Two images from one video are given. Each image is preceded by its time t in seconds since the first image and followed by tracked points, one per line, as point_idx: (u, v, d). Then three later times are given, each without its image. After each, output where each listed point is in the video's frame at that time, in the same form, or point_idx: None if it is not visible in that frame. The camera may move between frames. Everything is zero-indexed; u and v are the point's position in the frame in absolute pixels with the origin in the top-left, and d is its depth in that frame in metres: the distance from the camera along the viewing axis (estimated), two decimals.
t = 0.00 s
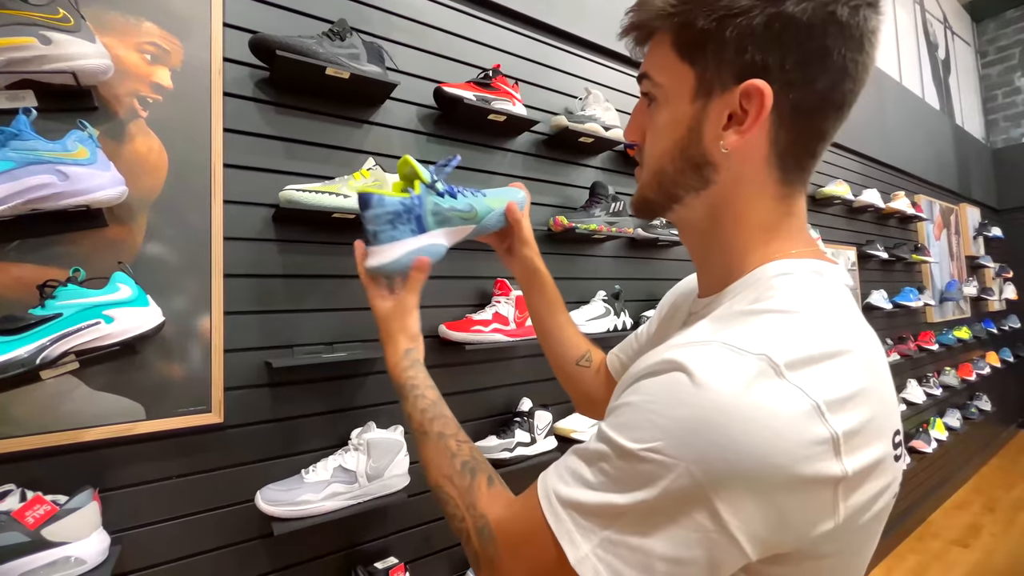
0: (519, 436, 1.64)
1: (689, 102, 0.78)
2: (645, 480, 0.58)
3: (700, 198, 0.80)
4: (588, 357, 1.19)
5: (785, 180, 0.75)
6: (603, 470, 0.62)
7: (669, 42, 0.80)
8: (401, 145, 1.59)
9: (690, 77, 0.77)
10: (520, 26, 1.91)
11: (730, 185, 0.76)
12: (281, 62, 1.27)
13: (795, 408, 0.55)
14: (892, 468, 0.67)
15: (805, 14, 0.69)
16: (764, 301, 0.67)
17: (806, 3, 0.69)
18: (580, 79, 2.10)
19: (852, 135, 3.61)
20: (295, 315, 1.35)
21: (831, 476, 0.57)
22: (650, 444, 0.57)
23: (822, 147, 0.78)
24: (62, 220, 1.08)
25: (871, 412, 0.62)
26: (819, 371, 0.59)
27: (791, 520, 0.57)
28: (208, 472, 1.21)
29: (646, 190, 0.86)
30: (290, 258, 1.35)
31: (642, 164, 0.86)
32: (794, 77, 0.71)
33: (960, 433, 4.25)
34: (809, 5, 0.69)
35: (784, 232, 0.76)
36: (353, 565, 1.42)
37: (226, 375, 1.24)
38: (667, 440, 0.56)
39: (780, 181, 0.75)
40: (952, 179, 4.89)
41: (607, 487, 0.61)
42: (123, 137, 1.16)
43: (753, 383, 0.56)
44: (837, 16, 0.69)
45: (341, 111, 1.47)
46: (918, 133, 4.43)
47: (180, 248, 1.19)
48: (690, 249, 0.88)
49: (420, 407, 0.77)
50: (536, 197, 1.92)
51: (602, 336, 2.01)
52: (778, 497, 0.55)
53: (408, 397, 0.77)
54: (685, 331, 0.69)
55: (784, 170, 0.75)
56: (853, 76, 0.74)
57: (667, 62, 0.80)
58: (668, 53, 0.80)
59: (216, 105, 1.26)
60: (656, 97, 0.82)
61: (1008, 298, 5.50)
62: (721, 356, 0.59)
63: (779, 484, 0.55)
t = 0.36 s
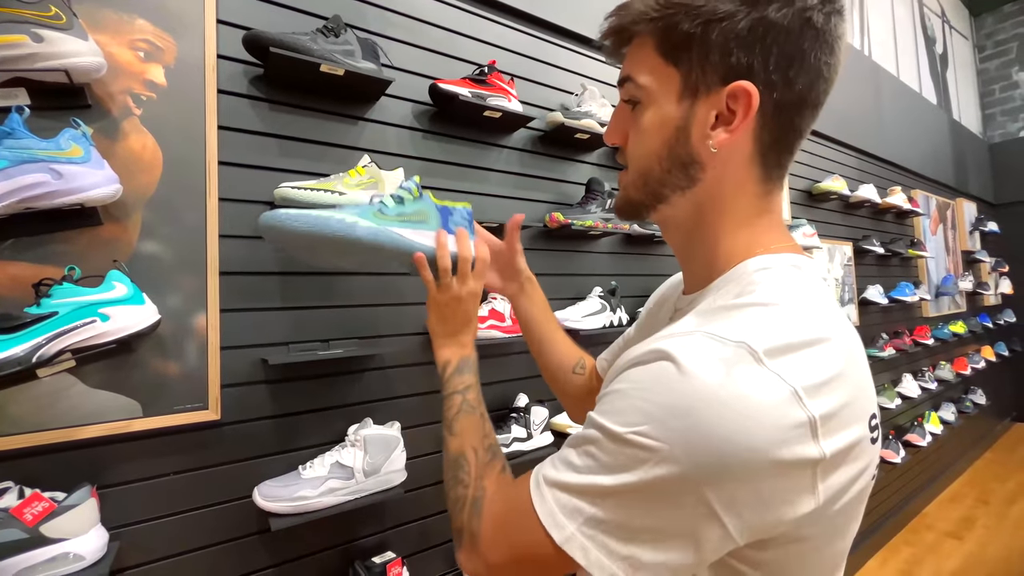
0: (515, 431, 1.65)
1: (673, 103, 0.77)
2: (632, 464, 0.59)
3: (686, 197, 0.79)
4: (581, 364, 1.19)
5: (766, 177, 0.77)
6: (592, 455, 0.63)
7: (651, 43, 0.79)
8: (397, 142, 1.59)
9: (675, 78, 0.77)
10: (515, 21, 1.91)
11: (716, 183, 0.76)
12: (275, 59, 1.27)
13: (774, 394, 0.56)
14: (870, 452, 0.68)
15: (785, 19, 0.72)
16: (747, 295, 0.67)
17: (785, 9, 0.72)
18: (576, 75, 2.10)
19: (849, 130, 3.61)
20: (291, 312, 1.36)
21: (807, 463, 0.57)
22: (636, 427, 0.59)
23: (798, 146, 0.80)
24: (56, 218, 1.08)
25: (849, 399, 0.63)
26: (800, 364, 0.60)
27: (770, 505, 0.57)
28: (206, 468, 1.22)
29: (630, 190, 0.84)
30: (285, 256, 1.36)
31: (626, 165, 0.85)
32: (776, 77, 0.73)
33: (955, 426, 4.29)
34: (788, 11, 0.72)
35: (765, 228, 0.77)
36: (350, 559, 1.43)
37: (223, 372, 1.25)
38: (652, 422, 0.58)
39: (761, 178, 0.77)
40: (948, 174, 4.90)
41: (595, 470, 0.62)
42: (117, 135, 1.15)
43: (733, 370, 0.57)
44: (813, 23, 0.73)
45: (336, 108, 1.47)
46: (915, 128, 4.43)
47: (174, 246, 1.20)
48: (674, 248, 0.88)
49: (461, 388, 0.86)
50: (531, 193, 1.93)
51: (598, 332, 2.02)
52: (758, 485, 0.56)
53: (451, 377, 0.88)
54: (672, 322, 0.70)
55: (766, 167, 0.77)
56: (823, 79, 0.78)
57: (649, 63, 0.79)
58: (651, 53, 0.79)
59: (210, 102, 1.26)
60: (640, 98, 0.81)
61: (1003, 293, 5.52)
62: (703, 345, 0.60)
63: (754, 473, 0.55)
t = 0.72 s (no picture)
0: (509, 426, 1.66)
1: (670, 114, 0.77)
2: (705, 494, 0.59)
3: (692, 204, 0.79)
4: (538, 336, 1.31)
5: (769, 176, 0.79)
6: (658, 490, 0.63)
7: (639, 60, 0.79)
8: (391, 136, 1.58)
9: (667, 90, 0.77)
10: (511, 15, 1.89)
11: (720, 188, 0.77)
12: (268, 52, 1.25)
13: (822, 399, 0.60)
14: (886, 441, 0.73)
15: (768, 19, 0.71)
16: (769, 298, 0.68)
17: (767, 9, 0.71)
18: (571, 70, 2.09)
19: (841, 127, 3.64)
20: (285, 307, 1.35)
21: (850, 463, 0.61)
22: (702, 454, 0.59)
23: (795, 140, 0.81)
24: (45, 212, 1.06)
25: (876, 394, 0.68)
26: (830, 366, 0.63)
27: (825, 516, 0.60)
28: (201, 464, 1.22)
29: (636, 202, 0.84)
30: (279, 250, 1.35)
31: (630, 178, 0.84)
32: (768, 76, 0.72)
33: (940, 420, 4.36)
34: (770, 11, 0.71)
35: (771, 227, 0.78)
36: (345, 553, 1.44)
37: (217, 367, 1.24)
38: (717, 447, 0.59)
39: (764, 178, 0.78)
40: (938, 171, 4.95)
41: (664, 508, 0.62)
42: (107, 128, 1.14)
43: (788, 375, 0.60)
44: (794, 19, 0.73)
45: (330, 101, 1.45)
46: (905, 126, 4.47)
47: (166, 240, 1.18)
48: (678, 255, 0.88)
49: (493, 474, 0.82)
50: (526, 188, 1.92)
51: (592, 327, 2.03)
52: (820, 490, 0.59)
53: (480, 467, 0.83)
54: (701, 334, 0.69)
55: (767, 166, 0.78)
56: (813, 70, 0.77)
57: (640, 80, 0.79)
58: (640, 69, 0.79)
59: (203, 95, 1.24)
60: (635, 114, 0.81)
61: (989, 289, 5.61)
62: (754, 358, 0.61)
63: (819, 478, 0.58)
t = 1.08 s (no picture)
0: (498, 417, 1.66)
1: (651, 116, 0.77)
2: (794, 534, 0.52)
3: (677, 203, 0.78)
4: (498, 328, 1.32)
5: (750, 172, 0.79)
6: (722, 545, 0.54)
7: (617, 62, 0.79)
8: (380, 124, 1.55)
9: (648, 91, 0.76)
10: (502, 3, 1.87)
11: (703, 187, 0.76)
12: (253, 35, 1.22)
13: (866, 399, 0.55)
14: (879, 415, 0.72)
15: (743, 19, 0.71)
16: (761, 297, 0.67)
17: (741, 8, 0.71)
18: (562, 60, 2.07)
19: (827, 122, 3.68)
20: (271, 297, 1.33)
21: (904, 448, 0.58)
22: (781, 494, 0.52)
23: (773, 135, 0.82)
24: (20, 198, 1.03)
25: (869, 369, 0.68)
26: (855, 361, 0.59)
27: (905, 516, 0.56)
28: (185, 455, 1.20)
29: (620, 204, 0.83)
30: (265, 239, 1.32)
31: (613, 180, 0.83)
32: (745, 75, 0.72)
33: (914, 410, 4.50)
34: (744, 10, 0.71)
35: (753, 223, 0.79)
36: (333, 543, 1.44)
37: (201, 358, 1.22)
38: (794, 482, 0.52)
39: (746, 174, 0.78)
40: (918, 167, 5.06)
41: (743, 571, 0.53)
42: (85, 110, 1.10)
43: (829, 388, 0.54)
44: (770, 17, 0.72)
45: (318, 87, 1.42)
46: (888, 122, 4.55)
47: (148, 228, 1.15)
48: (663, 256, 0.87)
49: None
50: (516, 179, 1.91)
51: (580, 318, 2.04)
52: (897, 493, 0.54)
53: None
54: (714, 347, 0.64)
55: (749, 162, 0.78)
56: (790, 66, 0.77)
57: (621, 81, 0.79)
58: (619, 70, 0.79)
59: (185, 78, 1.20)
60: (617, 116, 0.80)
61: (964, 283, 5.77)
62: (791, 377, 0.55)
63: (894, 480, 0.54)
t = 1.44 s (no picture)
0: (493, 410, 1.66)
1: (626, 127, 0.77)
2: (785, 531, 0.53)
3: (667, 206, 0.78)
4: (494, 321, 1.32)
5: (735, 168, 0.79)
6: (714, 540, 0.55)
7: (585, 82, 0.80)
8: (373, 117, 1.54)
9: (619, 104, 0.77)
10: None
11: (688, 188, 0.76)
12: (243, 26, 1.20)
13: (854, 399, 0.56)
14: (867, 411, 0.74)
15: (698, 24, 0.72)
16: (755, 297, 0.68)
17: (694, 14, 0.72)
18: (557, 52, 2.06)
19: (821, 115, 3.69)
20: (264, 292, 1.32)
21: (891, 446, 0.59)
22: (774, 492, 0.53)
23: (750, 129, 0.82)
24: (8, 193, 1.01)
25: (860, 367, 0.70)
26: (844, 362, 0.60)
27: (892, 513, 0.57)
28: (180, 451, 1.20)
29: (612, 214, 0.83)
30: (258, 234, 1.31)
31: (602, 193, 0.83)
32: (711, 75, 0.73)
33: (903, 400, 4.56)
34: (697, 16, 0.73)
35: (743, 221, 0.79)
36: (330, 537, 1.45)
37: (195, 354, 1.21)
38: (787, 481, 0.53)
39: (729, 171, 0.78)
40: (910, 160, 5.09)
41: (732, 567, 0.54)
42: (72, 103, 1.08)
43: (816, 389, 0.55)
44: (723, 18, 0.74)
45: (310, 79, 1.40)
46: (881, 115, 4.56)
47: (139, 223, 1.14)
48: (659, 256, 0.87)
49: None
50: (511, 173, 1.91)
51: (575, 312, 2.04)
52: (886, 492, 0.55)
53: None
54: (705, 348, 0.65)
55: (731, 157, 0.78)
56: (753, 58, 0.77)
57: (590, 100, 0.80)
58: (587, 91, 0.80)
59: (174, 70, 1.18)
60: (595, 132, 0.81)
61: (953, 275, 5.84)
62: (782, 379, 0.56)
63: (881, 478, 0.55)
